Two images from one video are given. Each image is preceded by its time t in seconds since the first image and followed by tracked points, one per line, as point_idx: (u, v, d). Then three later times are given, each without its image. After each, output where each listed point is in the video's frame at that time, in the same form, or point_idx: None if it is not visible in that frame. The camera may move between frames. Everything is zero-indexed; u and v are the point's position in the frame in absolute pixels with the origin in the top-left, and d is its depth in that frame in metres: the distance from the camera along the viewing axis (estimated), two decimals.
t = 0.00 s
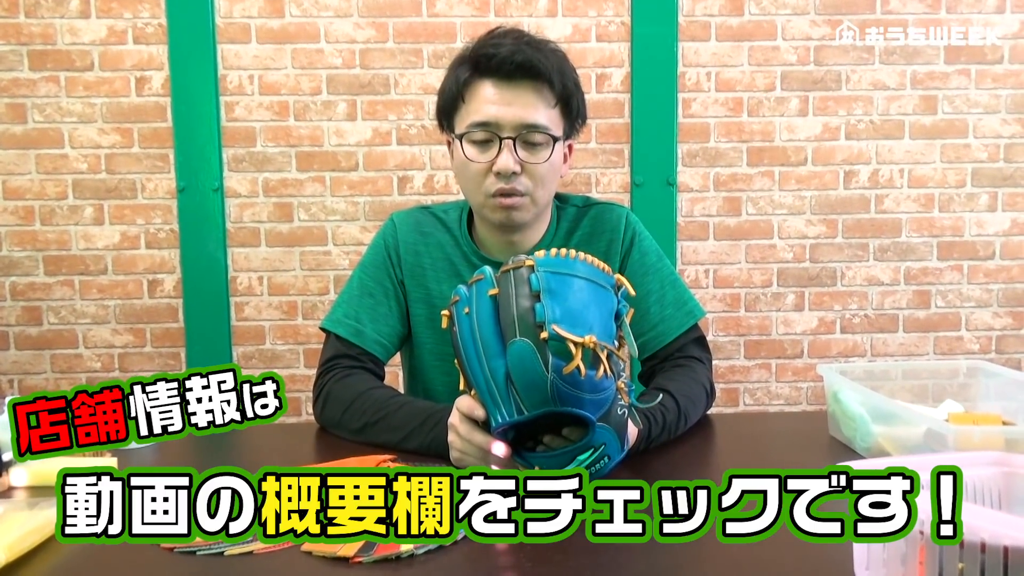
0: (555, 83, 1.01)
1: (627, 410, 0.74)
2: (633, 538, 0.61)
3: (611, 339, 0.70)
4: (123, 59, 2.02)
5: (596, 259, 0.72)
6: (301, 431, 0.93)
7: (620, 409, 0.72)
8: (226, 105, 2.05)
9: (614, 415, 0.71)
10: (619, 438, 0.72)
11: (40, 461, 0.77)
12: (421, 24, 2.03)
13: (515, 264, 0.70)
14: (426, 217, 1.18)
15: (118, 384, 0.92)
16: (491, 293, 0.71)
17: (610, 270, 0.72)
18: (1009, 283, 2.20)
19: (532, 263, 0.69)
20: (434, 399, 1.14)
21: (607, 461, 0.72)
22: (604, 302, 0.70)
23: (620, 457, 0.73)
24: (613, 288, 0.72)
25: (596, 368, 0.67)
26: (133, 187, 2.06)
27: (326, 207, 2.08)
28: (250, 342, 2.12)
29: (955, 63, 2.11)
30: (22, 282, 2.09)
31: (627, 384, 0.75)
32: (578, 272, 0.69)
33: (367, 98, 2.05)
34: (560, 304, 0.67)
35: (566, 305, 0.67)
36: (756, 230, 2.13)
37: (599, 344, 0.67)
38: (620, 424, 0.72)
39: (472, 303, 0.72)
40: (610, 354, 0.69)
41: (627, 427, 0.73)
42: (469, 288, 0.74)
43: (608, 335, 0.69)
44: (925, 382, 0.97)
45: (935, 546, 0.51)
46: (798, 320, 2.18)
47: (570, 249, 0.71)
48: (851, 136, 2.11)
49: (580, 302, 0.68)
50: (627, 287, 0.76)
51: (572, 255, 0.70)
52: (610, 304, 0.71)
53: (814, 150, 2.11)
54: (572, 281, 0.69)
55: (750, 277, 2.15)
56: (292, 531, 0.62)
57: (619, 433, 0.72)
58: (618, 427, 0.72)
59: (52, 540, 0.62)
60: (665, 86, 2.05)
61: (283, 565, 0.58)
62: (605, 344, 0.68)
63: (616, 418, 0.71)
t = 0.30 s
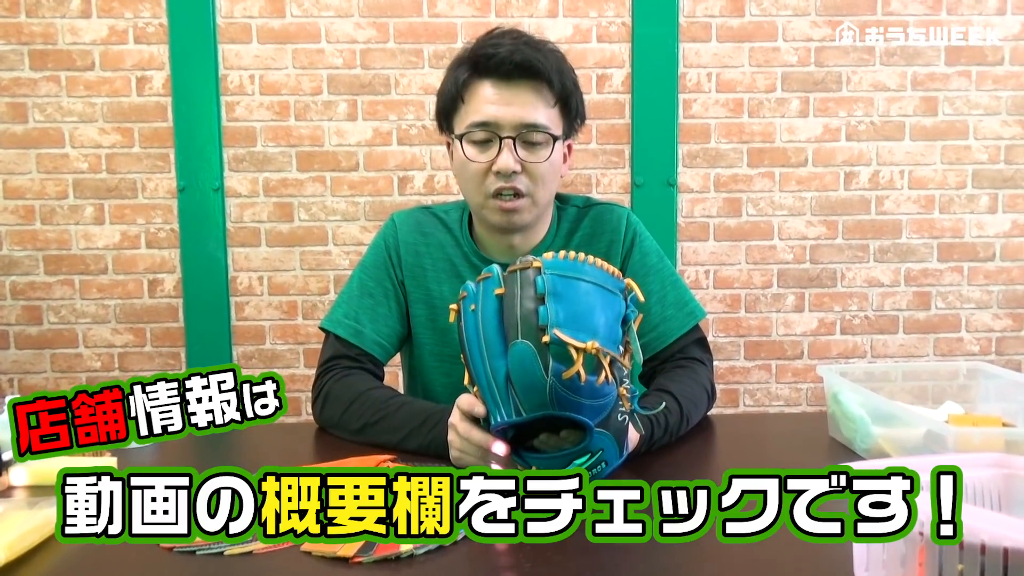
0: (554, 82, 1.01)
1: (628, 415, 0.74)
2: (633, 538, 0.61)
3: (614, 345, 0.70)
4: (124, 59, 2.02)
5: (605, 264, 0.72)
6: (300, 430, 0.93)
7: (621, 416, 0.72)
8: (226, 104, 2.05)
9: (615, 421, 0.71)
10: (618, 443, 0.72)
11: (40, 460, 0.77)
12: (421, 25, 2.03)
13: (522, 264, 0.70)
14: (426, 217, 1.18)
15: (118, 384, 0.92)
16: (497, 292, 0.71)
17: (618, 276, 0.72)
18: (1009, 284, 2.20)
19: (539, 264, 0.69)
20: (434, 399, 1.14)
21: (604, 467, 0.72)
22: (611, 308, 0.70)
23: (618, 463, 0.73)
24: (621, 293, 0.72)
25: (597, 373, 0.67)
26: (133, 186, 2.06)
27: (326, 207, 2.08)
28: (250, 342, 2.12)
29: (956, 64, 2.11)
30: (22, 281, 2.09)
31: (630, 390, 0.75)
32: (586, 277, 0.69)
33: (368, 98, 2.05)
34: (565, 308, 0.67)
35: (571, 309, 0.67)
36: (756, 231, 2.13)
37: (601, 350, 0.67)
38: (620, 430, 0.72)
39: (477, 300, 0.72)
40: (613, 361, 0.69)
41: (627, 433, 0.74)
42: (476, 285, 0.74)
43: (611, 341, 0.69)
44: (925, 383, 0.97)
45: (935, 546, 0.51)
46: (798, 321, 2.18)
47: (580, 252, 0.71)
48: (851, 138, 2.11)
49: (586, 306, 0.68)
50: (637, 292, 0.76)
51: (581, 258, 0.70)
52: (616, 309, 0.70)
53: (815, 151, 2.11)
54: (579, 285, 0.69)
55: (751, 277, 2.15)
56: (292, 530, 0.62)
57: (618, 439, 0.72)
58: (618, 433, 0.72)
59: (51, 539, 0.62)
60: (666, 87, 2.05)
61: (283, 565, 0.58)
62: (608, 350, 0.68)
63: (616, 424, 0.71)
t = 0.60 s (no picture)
0: (540, 81, 1.00)
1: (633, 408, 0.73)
2: (632, 538, 0.61)
3: (623, 332, 0.70)
4: (123, 57, 2.02)
5: (619, 257, 0.73)
6: (300, 429, 0.93)
7: (625, 405, 0.71)
8: (226, 102, 2.05)
9: (619, 410, 0.70)
10: (620, 433, 0.71)
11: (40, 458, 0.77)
12: (421, 23, 2.03)
13: (538, 247, 0.71)
14: (426, 216, 1.18)
15: (118, 384, 0.93)
16: (511, 272, 0.71)
17: (632, 270, 0.74)
18: (1008, 284, 2.20)
19: (555, 247, 0.70)
20: (434, 397, 1.14)
21: (604, 456, 0.72)
22: (622, 296, 0.71)
23: (618, 455, 0.72)
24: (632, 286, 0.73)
25: (604, 354, 0.68)
26: (133, 184, 2.06)
27: (326, 205, 2.08)
28: (249, 340, 2.12)
29: (956, 64, 2.11)
30: (22, 279, 2.09)
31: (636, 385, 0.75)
32: (600, 263, 0.71)
33: (367, 97, 2.04)
34: (577, 288, 0.68)
35: (583, 289, 0.68)
36: (756, 231, 2.13)
37: (609, 331, 0.68)
38: (623, 420, 0.71)
39: (491, 282, 0.72)
40: (621, 347, 0.70)
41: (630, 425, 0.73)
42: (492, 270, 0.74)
43: (620, 327, 0.70)
44: (924, 383, 0.97)
45: (934, 546, 0.51)
46: (797, 321, 2.18)
47: (595, 241, 0.73)
48: (851, 137, 2.11)
49: (597, 289, 0.69)
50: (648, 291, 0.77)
51: (596, 246, 0.72)
52: (628, 301, 0.71)
53: (815, 151, 2.11)
54: (592, 269, 0.70)
55: (750, 277, 2.15)
56: (291, 530, 0.62)
57: (621, 428, 0.71)
58: (621, 422, 0.71)
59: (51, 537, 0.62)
60: (666, 86, 2.05)
61: (283, 564, 0.58)
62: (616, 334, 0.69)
63: (620, 412, 0.71)
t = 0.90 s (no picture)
0: (536, 85, 0.99)
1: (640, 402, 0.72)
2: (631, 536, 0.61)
3: (631, 322, 0.71)
4: (124, 53, 2.02)
5: (630, 253, 0.75)
6: (300, 426, 0.93)
7: (631, 395, 0.70)
8: (227, 99, 2.04)
9: (625, 399, 0.69)
10: (625, 425, 0.70)
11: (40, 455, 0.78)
12: (423, 20, 2.03)
13: (549, 239, 0.73)
14: (426, 214, 1.18)
15: (119, 384, 0.92)
16: (522, 261, 0.73)
17: (643, 268, 0.75)
18: (1009, 284, 2.20)
19: (565, 239, 0.72)
20: (434, 395, 1.14)
21: (609, 446, 0.70)
22: (630, 289, 0.72)
23: (623, 447, 0.71)
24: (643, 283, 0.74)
25: (609, 340, 0.68)
26: (134, 181, 2.06)
27: (327, 202, 2.07)
28: (249, 337, 2.12)
29: (958, 62, 2.10)
30: (22, 276, 2.09)
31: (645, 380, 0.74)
32: (611, 256, 0.72)
33: (368, 94, 2.04)
34: (585, 275, 0.69)
35: (590, 278, 0.69)
36: (757, 229, 2.13)
37: (614, 318, 0.68)
38: (629, 411, 0.70)
39: (504, 274, 0.74)
40: (629, 338, 0.70)
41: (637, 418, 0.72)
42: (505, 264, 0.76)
43: (627, 317, 0.70)
44: (925, 382, 0.97)
45: (935, 545, 0.51)
46: (797, 320, 2.18)
47: (608, 236, 0.75)
48: (852, 136, 2.11)
49: (606, 278, 0.70)
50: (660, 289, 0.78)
51: (608, 240, 0.73)
52: (636, 295, 0.72)
53: (816, 150, 2.11)
54: (602, 261, 0.71)
55: (751, 275, 2.15)
56: (290, 528, 0.62)
57: (626, 419, 0.70)
58: (626, 413, 0.70)
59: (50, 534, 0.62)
60: (667, 84, 2.05)
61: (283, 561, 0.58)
62: (623, 323, 0.69)
63: (626, 402, 0.69)
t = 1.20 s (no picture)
0: (534, 83, 0.99)
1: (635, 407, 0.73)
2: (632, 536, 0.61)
3: (627, 330, 0.71)
4: (123, 52, 2.02)
5: (629, 259, 0.75)
6: (298, 426, 0.93)
7: (627, 403, 0.71)
8: (226, 99, 2.04)
9: (620, 407, 0.70)
10: (620, 432, 0.70)
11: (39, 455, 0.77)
12: (422, 19, 2.02)
13: (547, 244, 0.73)
14: (425, 213, 1.18)
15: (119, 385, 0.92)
16: (521, 266, 0.73)
17: (642, 274, 0.75)
18: (1008, 283, 2.20)
19: (563, 244, 0.72)
20: (433, 395, 1.14)
21: (603, 452, 0.70)
22: (629, 296, 0.72)
23: (618, 454, 0.71)
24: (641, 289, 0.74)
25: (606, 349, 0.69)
26: (132, 180, 2.06)
27: (326, 201, 2.07)
28: (248, 336, 2.12)
29: (957, 61, 2.10)
30: (20, 275, 2.09)
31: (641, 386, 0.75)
32: (610, 262, 0.72)
33: (367, 93, 2.04)
34: (583, 282, 0.69)
35: (589, 284, 0.69)
36: (756, 229, 2.13)
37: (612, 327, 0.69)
38: (624, 418, 0.71)
39: (502, 278, 0.73)
40: (625, 345, 0.71)
41: (632, 425, 0.72)
42: (503, 268, 0.75)
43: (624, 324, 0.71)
44: (924, 381, 0.97)
45: (934, 545, 0.51)
46: (797, 319, 2.18)
47: (607, 242, 0.74)
48: (851, 135, 2.11)
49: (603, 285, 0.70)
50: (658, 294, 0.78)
51: (608, 246, 0.73)
52: (634, 300, 0.72)
53: (815, 149, 2.11)
54: (600, 266, 0.71)
55: (750, 275, 2.15)
56: (289, 527, 0.62)
57: (621, 426, 0.70)
58: (622, 420, 0.70)
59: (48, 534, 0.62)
60: (666, 84, 2.05)
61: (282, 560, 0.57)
62: (620, 331, 0.70)
63: (621, 409, 0.70)
